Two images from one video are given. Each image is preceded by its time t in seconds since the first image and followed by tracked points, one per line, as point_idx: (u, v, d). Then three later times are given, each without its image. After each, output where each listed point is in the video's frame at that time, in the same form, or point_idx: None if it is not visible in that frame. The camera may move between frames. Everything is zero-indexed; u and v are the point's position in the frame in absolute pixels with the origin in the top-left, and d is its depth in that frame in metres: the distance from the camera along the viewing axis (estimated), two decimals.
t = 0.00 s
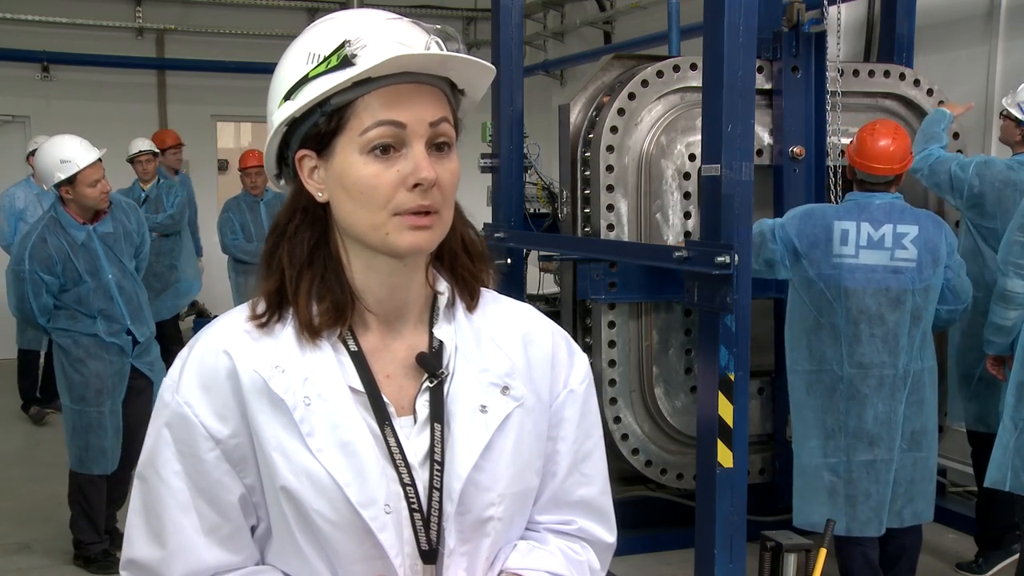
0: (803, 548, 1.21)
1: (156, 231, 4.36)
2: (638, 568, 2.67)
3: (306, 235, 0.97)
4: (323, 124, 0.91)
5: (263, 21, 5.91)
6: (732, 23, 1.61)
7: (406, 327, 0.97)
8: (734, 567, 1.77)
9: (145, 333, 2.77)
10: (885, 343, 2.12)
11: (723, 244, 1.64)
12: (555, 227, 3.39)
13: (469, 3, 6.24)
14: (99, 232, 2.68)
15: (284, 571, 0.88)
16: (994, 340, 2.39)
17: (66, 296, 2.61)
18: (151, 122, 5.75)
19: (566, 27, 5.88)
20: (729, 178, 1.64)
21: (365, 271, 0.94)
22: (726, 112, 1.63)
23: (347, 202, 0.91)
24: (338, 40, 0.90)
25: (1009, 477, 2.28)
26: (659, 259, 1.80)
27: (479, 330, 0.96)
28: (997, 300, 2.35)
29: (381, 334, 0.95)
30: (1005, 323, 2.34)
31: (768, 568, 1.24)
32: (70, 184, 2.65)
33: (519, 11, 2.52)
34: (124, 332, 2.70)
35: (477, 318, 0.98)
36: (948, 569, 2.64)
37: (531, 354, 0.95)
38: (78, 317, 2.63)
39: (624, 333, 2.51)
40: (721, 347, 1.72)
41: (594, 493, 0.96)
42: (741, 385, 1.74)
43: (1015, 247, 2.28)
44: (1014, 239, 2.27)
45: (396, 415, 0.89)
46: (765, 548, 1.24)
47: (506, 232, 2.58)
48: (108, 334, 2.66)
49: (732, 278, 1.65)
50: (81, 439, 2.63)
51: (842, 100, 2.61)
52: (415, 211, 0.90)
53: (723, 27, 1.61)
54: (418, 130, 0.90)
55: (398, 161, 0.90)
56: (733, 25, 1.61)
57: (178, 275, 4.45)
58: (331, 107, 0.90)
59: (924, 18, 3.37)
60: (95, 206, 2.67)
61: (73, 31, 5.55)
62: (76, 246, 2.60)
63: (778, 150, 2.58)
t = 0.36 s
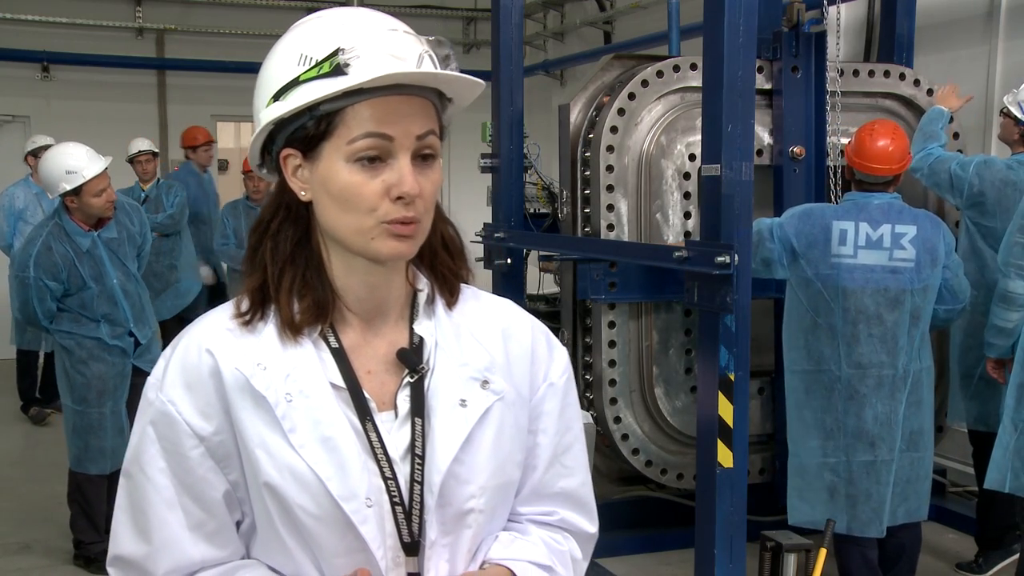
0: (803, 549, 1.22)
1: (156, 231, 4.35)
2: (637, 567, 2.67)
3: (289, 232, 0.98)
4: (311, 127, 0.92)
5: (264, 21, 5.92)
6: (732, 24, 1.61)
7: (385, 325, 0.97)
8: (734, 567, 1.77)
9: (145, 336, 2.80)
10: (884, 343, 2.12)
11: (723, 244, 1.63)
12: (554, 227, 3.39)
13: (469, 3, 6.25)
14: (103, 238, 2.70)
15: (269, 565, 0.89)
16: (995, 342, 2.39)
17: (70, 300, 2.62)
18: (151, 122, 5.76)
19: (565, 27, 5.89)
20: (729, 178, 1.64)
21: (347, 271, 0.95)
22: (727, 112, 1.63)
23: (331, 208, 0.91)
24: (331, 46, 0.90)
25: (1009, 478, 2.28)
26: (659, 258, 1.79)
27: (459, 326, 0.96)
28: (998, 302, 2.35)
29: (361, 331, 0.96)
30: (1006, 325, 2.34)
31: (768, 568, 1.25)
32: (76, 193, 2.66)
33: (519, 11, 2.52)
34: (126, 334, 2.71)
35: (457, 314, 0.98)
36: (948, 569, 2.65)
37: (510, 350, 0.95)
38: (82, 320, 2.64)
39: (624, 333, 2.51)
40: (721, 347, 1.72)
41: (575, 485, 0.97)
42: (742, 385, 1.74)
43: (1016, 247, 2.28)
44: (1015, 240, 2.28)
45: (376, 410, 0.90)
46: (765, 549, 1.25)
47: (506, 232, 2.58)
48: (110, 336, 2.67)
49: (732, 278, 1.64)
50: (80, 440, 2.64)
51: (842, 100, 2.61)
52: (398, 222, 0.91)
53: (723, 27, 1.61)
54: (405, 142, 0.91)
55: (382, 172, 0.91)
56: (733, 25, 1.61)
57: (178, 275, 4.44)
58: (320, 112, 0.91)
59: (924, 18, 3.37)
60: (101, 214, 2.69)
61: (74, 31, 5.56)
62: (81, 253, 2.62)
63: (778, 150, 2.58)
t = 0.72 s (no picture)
0: (802, 548, 1.22)
1: (156, 231, 4.37)
2: (637, 567, 2.67)
3: (272, 231, 0.98)
4: (295, 129, 0.92)
5: (263, 21, 5.93)
6: (732, 23, 1.61)
7: (369, 322, 0.97)
8: (734, 567, 1.77)
9: (145, 338, 2.81)
10: (893, 342, 2.11)
11: (723, 244, 1.63)
12: (554, 227, 3.39)
13: (469, 3, 6.25)
14: (104, 244, 2.71)
15: (257, 559, 0.89)
16: (994, 336, 2.39)
17: (70, 305, 2.63)
18: (151, 121, 5.77)
19: (565, 28, 5.89)
20: (729, 178, 1.64)
21: (330, 269, 0.95)
22: (726, 112, 1.63)
23: (313, 208, 0.92)
24: (317, 49, 0.90)
25: (1008, 473, 2.28)
26: (659, 259, 1.78)
27: (441, 322, 0.96)
28: (998, 295, 2.35)
29: (344, 328, 0.96)
30: (1006, 318, 2.34)
31: (768, 568, 1.25)
32: (77, 203, 2.66)
33: (519, 11, 2.52)
34: (126, 337, 2.71)
35: (438, 310, 0.99)
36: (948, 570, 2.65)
37: (492, 346, 0.96)
38: (81, 324, 2.64)
39: (624, 333, 2.51)
40: (721, 347, 1.72)
41: (558, 476, 0.98)
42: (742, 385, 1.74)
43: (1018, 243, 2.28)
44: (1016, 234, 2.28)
45: (360, 405, 0.89)
46: (766, 549, 1.25)
47: (506, 232, 2.58)
48: (110, 339, 2.67)
49: (732, 279, 1.64)
50: (79, 440, 2.63)
51: (842, 100, 2.62)
52: (380, 223, 0.91)
53: (723, 27, 1.61)
54: (388, 146, 0.91)
55: (364, 174, 0.91)
56: (733, 25, 1.61)
57: (178, 275, 4.45)
58: (304, 114, 0.91)
59: (924, 18, 3.37)
60: (103, 223, 2.71)
61: (74, 31, 5.57)
62: (81, 261, 2.62)
63: (778, 150, 2.58)
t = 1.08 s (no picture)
0: (802, 548, 1.22)
1: (157, 231, 4.37)
2: (637, 567, 2.67)
3: (264, 229, 0.98)
4: (286, 124, 0.92)
5: (263, 21, 5.93)
6: (732, 24, 1.61)
7: (360, 320, 0.97)
8: (734, 567, 1.77)
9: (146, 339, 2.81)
10: (889, 341, 2.13)
11: (723, 245, 1.63)
12: (554, 227, 3.39)
13: (469, 3, 6.26)
14: (104, 248, 2.73)
15: (251, 555, 0.89)
16: (998, 335, 2.39)
17: (71, 309, 2.63)
18: (151, 121, 5.77)
19: (566, 28, 5.89)
20: (729, 178, 1.63)
21: (320, 266, 0.95)
22: (726, 112, 1.63)
23: (303, 202, 0.92)
24: (306, 45, 0.91)
25: (1007, 472, 2.26)
26: (659, 260, 1.78)
27: (432, 320, 0.97)
28: (1003, 295, 2.35)
29: (336, 326, 0.96)
30: (1010, 317, 2.34)
31: (768, 568, 1.24)
32: (78, 213, 2.65)
33: (519, 11, 2.52)
34: (127, 338, 2.72)
35: (430, 309, 0.99)
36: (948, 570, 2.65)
37: (483, 343, 0.96)
38: (82, 327, 2.65)
39: (625, 333, 2.51)
40: (721, 347, 1.72)
41: (549, 472, 0.98)
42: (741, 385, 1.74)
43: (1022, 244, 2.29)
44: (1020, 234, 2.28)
45: (351, 402, 0.90)
46: (765, 548, 1.25)
47: (506, 232, 2.58)
48: (111, 342, 2.67)
49: (732, 278, 1.64)
50: (80, 440, 2.63)
51: (842, 100, 2.62)
52: (370, 216, 0.91)
53: (723, 27, 1.61)
54: (378, 139, 0.91)
55: (354, 167, 0.91)
56: (733, 25, 1.61)
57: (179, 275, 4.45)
58: (294, 110, 0.91)
59: (924, 18, 3.36)
60: (105, 230, 2.71)
61: (74, 31, 5.57)
62: (82, 266, 2.63)
63: (778, 150, 2.58)
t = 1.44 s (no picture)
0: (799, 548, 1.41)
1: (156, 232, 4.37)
2: (637, 567, 2.67)
3: (266, 229, 0.98)
4: (284, 122, 0.92)
5: (263, 22, 5.93)
6: (732, 23, 1.61)
7: (361, 317, 0.98)
8: (734, 568, 1.77)
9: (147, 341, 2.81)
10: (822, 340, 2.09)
11: (723, 245, 1.63)
12: (554, 226, 3.39)
13: (469, 3, 6.26)
14: (105, 251, 2.71)
15: (250, 553, 0.89)
16: (1003, 341, 2.39)
17: (72, 310, 2.63)
18: (151, 121, 5.77)
19: (566, 28, 5.89)
20: (729, 178, 1.63)
21: (322, 263, 0.95)
22: (726, 111, 1.63)
23: (304, 198, 0.92)
24: (300, 42, 0.91)
25: (1011, 477, 2.28)
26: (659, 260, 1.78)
27: (433, 318, 0.97)
28: (1007, 301, 2.35)
29: (337, 324, 0.96)
30: (1016, 324, 2.34)
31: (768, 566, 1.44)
32: (78, 218, 2.64)
33: (519, 11, 2.52)
34: (128, 339, 2.72)
35: (431, 307, 0.99)
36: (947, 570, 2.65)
37: (483, 341, 0.96)
38: (83, 329, 2.65)
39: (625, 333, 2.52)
40: (721, 347, 1.71)
41: (550, 470, 0.98)
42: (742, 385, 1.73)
43: None
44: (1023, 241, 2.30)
45: (353, 400, 0.90)
46: (766, 548, 1.45)
47: (506, 232, 2.58)
48: (112, 342, 2.67)
49: (732, 279, 1.64)
50: (81, 440, 2.63)
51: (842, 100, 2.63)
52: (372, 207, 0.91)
53: (723, 27, 1.61)
54: (376, 130, 0.92)
55: (354, 160, 0.91)
56: (733, 25, 1.61)
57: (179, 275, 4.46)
58: (292, 106, 0.91)
59: (924, 18, 3.37)
60: (105, 234, 2.69)
61: (74, 31, 5.57)
62: (83, 268, 2.62)
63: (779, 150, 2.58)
